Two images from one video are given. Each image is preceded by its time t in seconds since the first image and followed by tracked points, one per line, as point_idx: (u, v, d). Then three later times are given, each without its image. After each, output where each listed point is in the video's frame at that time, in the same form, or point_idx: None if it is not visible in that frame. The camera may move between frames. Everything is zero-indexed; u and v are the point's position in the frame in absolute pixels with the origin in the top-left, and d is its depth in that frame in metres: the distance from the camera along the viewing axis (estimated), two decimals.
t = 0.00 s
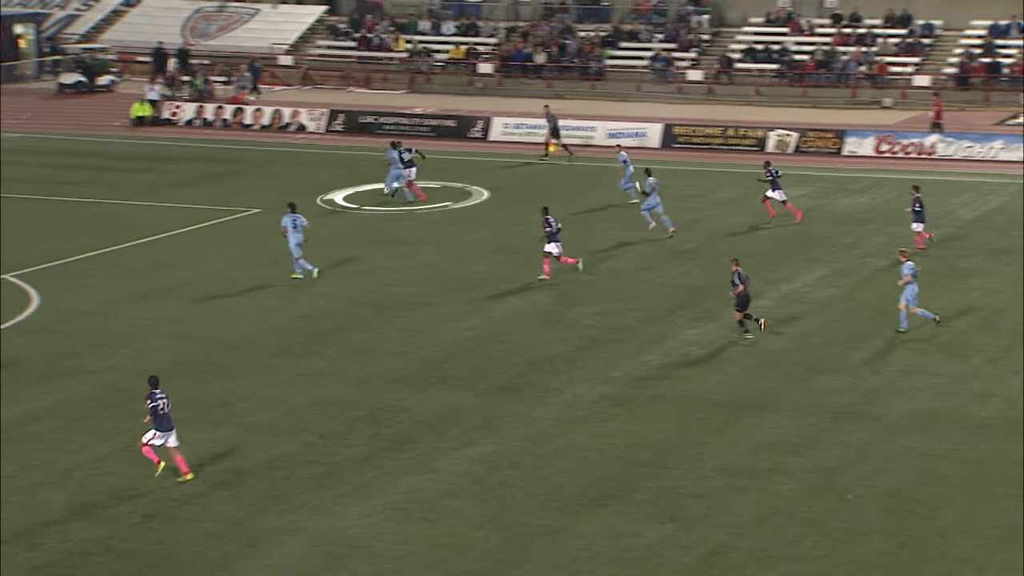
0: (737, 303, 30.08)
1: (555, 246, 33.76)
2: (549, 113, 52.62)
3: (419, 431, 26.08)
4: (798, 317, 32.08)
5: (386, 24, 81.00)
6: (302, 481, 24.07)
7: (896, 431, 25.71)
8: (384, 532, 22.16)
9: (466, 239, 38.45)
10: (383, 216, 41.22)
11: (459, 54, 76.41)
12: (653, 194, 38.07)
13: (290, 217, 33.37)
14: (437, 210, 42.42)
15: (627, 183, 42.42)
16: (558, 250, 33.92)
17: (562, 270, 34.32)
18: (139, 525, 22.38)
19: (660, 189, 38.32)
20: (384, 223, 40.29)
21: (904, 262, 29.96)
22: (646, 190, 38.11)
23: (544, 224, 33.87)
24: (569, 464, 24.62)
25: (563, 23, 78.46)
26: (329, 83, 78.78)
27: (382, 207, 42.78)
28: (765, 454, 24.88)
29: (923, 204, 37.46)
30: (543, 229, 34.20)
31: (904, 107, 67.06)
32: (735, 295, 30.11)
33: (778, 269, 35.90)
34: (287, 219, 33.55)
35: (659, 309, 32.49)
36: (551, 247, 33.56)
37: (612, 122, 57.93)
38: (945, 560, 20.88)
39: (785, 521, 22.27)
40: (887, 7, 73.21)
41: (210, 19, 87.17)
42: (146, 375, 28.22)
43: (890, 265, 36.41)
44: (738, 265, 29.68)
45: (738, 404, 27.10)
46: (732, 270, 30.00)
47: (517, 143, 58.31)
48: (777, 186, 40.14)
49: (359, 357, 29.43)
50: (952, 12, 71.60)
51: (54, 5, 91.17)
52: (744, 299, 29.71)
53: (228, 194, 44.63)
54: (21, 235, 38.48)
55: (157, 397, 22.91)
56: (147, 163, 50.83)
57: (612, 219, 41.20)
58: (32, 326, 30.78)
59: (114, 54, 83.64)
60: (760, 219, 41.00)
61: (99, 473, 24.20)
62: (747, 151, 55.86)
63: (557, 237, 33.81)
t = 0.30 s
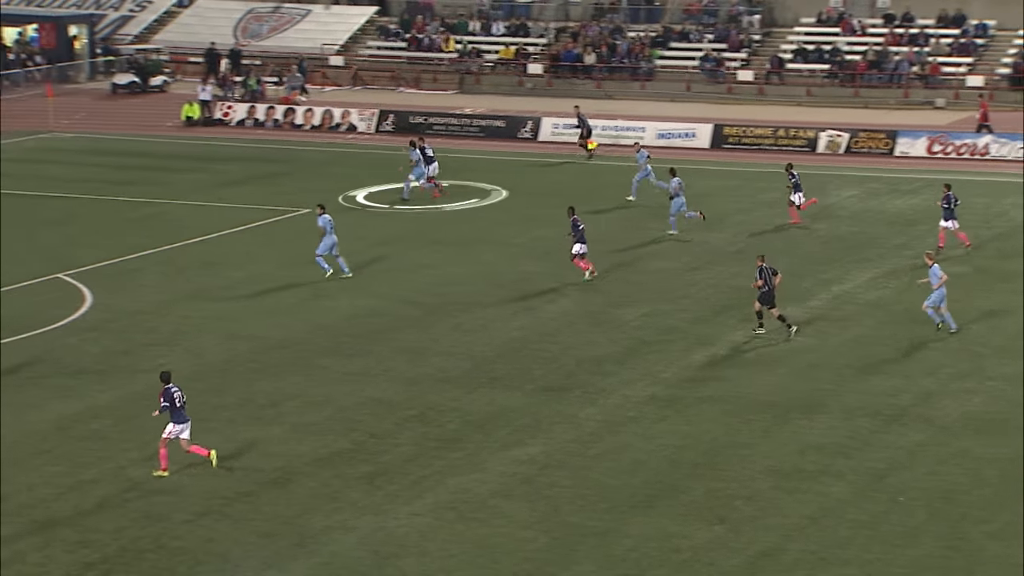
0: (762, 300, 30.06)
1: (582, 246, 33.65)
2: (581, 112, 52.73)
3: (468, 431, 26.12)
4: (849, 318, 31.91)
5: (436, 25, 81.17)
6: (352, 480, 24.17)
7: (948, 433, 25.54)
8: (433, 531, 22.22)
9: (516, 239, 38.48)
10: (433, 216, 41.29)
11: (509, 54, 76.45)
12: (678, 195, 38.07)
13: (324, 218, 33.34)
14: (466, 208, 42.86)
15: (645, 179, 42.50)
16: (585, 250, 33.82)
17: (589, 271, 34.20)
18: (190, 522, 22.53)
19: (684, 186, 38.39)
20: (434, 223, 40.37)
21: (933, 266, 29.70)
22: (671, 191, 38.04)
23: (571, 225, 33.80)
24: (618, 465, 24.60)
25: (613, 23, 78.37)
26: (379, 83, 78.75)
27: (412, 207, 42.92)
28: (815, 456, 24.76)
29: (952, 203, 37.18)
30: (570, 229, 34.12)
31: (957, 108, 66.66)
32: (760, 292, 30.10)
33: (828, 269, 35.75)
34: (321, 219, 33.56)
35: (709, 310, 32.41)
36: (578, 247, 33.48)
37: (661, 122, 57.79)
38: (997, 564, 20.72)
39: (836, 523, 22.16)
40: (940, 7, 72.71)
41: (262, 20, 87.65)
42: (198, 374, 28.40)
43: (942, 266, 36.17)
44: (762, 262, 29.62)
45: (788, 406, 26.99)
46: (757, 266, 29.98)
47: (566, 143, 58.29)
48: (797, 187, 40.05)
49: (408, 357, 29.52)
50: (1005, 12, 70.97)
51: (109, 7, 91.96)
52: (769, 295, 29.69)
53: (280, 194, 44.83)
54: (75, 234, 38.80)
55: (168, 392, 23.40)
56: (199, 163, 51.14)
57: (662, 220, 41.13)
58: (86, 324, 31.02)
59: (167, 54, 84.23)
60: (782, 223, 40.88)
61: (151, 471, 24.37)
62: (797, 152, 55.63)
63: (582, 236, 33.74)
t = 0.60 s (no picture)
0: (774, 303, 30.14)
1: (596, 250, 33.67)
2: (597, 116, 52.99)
3: (506, 434, 26.13)
4: (888, 322, 31.76)
5: (474, 27, 81.20)
6: (389, 482, 24.23)
7: (987, 438, 25.39)
8: (471, 534, 22.23)
9: (554, 242, 38.47)
10: (471, 218, 41.33)
11: (547, 57, 76.41)
12: (691, 194, 38.16)
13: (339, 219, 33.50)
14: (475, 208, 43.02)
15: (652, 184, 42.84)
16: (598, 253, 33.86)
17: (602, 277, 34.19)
18: (229, 524, 22.62)
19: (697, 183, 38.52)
20: (473, 226, 40.41)
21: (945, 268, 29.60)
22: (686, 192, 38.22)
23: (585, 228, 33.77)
24: (657, 468, 24.55)
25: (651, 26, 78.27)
26: (418, 86, 78.86)
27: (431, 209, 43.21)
28: (854, 460, 24.66)
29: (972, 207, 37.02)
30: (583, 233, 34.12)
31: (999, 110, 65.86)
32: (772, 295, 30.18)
33: (867, 273, 35.60)
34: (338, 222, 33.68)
35: (747, 314, 32.32)
36: (591, 251, 33.46)
37: (699, 124, 57.62)
38: None
39: (875, 528, 22.07)
40: (981, 10, 72.39)
41: (301, 23, 87.92)
42: (237, 376, 28.52)
43: (982, 270, 35.96)
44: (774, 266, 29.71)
45: (826, 410, 26.89)
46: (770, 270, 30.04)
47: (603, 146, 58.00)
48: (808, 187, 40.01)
49: (446, 359, 29.56)
50: None
51: (150, 10, 92.44)
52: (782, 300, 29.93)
53: (319, 197, 44.94)
54: (116, 236, 39.00)
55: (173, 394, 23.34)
56: (238, 166, 51.31)
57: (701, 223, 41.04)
58: (126, 326, 31.17)
59: (207, 58, 84.57)
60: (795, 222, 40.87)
61: (191, 473, 24.48)
62: (837, 154, 55.34)
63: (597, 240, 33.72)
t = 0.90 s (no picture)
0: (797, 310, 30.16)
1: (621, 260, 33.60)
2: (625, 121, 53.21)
3: (554, 442, 26.14)
4: (939, 332, 31.54)
5: (523, 36, 81.26)
6: (438, 490, 24.27)
7: None
8: (520, 543, 22.25)
9: (603, 250, 38.44)
10: (520, 227, 41.38)
11: (596, 66, 76.35)
12: (716, 201, 38.38)
13: (367, 226, 33.78)
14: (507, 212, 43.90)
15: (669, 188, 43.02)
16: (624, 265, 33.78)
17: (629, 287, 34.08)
18: (279, 531, 22.73)
19: (722, 189, 38.75)
20: (522, 234, 40.43)
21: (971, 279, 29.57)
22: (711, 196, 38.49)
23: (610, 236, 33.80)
24: (705, 478, 24.50)
25: (700, 34, 77.96)
26: (468, 95, 78.43)
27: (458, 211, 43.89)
28: (905, 471, 24.51)
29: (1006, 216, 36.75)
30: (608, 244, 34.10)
31: None
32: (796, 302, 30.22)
33: (918, 283, 35.38)
34: (364, 230, 33.89)
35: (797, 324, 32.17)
36: (616, 261, 33.38)
37: (749, 133, 57.46)
38: None
39: (926, 539, 21.93)
40: None
41: (351, 32, 88.24)
42: (287, 384, 28.67)
43: None
44: (797, 272, 29.86)
45: (876, 420, 26.73)
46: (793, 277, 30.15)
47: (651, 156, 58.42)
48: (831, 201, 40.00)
49: (494, 368, 29.59)
50: None
51: (202, 20, 93.19)
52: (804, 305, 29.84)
53: (368, 205, 45.08)
54: (166, 244, 39.27)
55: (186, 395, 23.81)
56: (288, 174, 51.56)
57: (750, 233, 40.89)
58: (177, 333, 31.37)
59: (257, 67, 85.07)
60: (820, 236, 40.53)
61: (240, 480, 24.61)
62: (887, 164, 55.10)
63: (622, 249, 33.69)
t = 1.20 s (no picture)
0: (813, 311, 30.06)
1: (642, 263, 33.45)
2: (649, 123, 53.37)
3: (599, 445, 26.12)
4: (986, 336, 31.32)
5: (569, 38, 81.23)
6: (482, 492, 24.30)
7: None
8: (564, 545, 22.24)
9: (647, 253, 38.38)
10: (566, 229, 41.36)
11: (642, 69, 76.27)
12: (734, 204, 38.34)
13: (387, 225, 33.92)
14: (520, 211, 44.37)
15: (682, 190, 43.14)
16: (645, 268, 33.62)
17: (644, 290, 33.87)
18: (324, 532, 22.82)
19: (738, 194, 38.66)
20: (567, 236, 40.42)
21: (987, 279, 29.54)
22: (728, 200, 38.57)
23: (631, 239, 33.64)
24: (750, 481, 24.41)
25: (746, 36, 77.68)
26: (513, 97, 78.63)
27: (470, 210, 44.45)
28: (952, 475, 24.36)
29: None
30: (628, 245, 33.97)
31: None
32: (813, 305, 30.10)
33: (965, 286, 35.14)
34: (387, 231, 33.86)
35: (843, 327, 32.02)
36: (637, 262, 33.23)
37: (795, 136, 57.12)
38: None
39: (973, 544, 21.79)
40: None
41: (397, 35, 88.55)
42: (332, 385, 28.77)
43: None
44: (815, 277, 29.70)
45: (922, 424, 26.57)
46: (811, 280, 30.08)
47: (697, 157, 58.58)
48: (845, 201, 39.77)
49: (538, 370, 29.60)
50: None
51: (249, 22, 93.63)
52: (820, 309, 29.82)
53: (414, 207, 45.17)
54: (213, 246, 39.46)
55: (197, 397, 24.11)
56: (334, 176, 51.72)
57: (796, 236, 40.74)
58: (223, 334, 31.53)
59: (304, 69, 85.36)
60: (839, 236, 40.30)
61: (286, 481, 24.71)
62: (934, 166, 54.75)
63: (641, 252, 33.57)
